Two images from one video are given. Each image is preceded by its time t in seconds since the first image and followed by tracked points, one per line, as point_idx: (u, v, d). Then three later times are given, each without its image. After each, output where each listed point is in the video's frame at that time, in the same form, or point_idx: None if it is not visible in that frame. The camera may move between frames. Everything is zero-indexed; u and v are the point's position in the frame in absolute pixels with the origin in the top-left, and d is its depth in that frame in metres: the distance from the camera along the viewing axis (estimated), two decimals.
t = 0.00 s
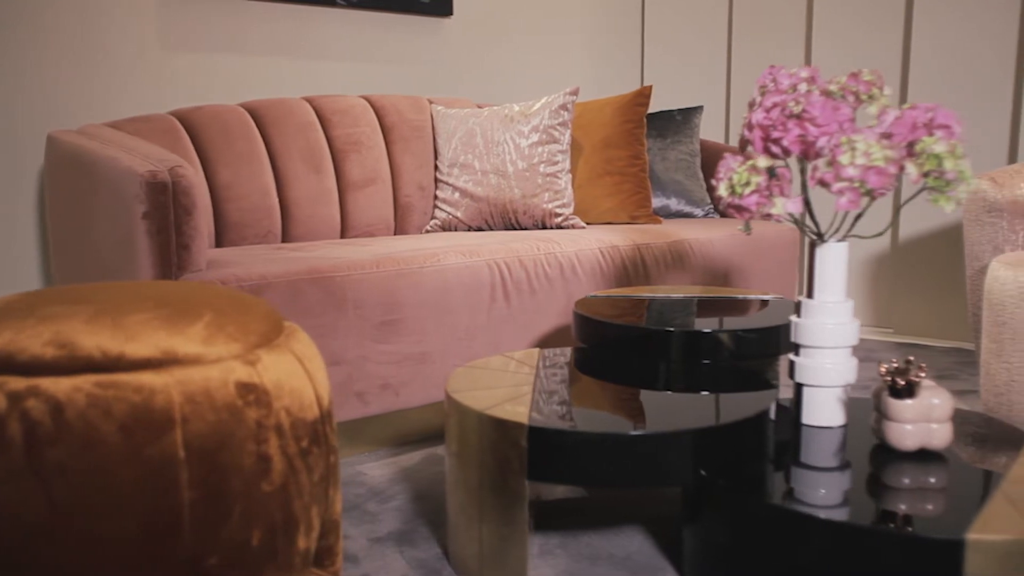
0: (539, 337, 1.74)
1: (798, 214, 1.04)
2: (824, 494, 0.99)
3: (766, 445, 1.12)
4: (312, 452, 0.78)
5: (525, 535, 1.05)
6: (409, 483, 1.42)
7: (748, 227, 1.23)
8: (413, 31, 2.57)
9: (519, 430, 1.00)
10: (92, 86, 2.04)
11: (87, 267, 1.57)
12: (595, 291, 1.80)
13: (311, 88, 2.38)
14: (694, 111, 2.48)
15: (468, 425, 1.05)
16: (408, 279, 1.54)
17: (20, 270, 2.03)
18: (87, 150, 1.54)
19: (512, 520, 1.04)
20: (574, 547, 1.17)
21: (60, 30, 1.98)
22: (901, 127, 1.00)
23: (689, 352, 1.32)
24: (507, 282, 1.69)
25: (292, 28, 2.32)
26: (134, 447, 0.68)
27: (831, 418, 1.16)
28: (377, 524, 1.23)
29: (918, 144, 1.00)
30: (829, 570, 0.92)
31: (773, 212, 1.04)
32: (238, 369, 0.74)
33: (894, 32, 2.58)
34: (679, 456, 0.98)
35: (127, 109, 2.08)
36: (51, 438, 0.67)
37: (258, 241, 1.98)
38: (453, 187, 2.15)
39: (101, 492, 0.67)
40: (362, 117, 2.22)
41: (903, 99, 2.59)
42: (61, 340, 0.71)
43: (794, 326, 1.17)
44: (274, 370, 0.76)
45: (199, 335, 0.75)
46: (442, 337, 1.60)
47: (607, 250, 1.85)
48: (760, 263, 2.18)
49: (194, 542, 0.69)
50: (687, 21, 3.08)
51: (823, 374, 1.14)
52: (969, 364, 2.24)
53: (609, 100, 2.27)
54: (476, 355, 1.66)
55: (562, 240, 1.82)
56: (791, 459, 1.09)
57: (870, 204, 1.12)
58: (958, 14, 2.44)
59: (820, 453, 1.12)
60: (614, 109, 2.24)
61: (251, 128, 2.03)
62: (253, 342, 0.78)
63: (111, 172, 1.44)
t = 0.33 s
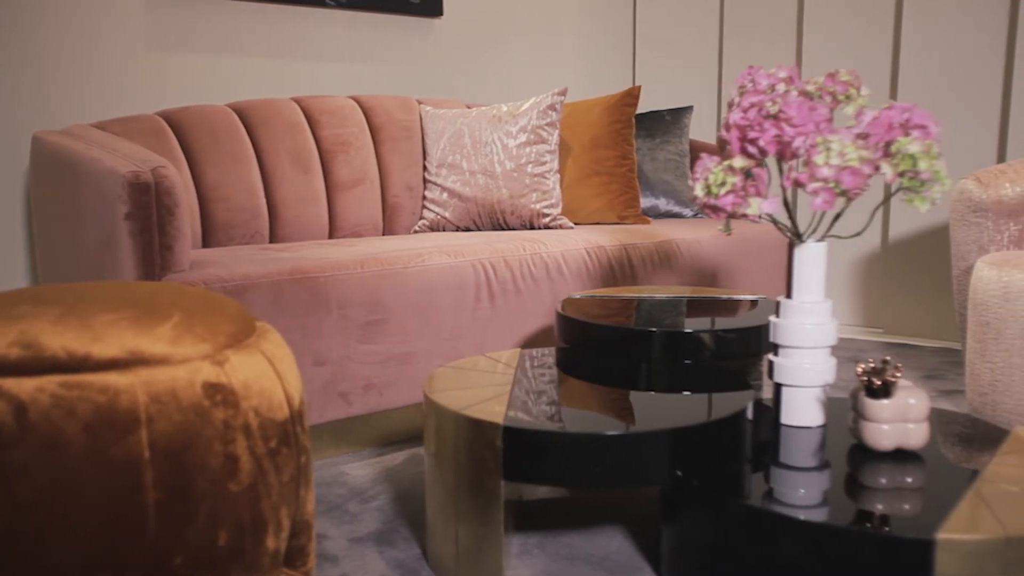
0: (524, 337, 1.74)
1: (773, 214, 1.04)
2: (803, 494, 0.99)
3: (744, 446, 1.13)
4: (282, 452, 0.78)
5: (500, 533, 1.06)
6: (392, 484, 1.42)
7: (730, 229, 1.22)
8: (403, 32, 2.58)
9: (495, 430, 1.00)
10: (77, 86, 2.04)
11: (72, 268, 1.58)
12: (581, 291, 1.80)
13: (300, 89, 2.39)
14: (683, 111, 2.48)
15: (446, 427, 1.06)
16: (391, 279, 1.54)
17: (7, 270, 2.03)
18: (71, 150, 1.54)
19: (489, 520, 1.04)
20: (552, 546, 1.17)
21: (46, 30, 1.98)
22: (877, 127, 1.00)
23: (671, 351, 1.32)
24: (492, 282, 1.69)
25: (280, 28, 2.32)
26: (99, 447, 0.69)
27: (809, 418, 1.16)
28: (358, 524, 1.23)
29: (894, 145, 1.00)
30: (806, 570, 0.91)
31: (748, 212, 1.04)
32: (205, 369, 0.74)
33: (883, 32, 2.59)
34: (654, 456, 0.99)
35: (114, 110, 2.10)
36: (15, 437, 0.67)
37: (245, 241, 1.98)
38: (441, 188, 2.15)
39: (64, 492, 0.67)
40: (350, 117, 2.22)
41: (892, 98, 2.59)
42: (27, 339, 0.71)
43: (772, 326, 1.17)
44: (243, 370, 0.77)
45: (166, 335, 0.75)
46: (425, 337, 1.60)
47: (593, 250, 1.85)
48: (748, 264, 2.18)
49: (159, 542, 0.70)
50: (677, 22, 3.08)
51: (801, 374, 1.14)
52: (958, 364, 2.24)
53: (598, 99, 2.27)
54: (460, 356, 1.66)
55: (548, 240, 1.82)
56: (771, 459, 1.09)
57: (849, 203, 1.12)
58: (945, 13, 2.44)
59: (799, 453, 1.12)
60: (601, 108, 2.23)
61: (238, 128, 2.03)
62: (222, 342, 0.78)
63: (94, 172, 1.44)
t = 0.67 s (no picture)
0: (506, 338, 1.75)
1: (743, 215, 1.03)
2: (778, 494, 0.99)
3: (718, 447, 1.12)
4: (244, 452, 0.78)
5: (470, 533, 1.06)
6: (370, 484, 1.42)
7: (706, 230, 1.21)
8: (390, 33, 2.58)
9: (464, 430, 1.00)
10: (61, 87, 2.04)
11: (52, 269, 1.57)
12: (564, 291, 1.80)
13: (286, 89, 2.39)
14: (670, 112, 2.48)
15: (416, 427, 1.06)
16: (372, 280, 1.55)
17: None
18: (50, 150, 1.54)
19: (459, 520, 1.05)
20: (526, 547, 1.17)
21: (30, 31, 1.98)
22: (847, 128, 1.00)
23: (648, 351, 1.32)
24: (474, 282, 1.69)
25: (266, 29, 2.32)
26: (55, 448, 0.68)
27: (782, 418, 1.16)
28: (334, 525, 1.23)
29: (864, 145, 1.00)
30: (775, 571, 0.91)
31: (718, 212, 1.03)
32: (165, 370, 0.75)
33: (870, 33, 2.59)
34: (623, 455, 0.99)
35: (98, 111, 2.10)
36: None
37: (229, 241, 1.98)
38: (426, 189, 2.15)
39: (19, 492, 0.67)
40: (336, 118, 2.22)
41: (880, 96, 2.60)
42: None
43: (746, 326, 1.17)
44: (203, 370, 0.77)
45: (126, 336, 0.75)
46: (406, 338, 1.60)
47: (575, 251, 1.85)
48: (733, 265, 2.18)
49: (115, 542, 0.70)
50: (666, 24, 3.08)
51: (775, 375, 1.14)
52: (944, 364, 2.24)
53: (584, 99, 2.26)
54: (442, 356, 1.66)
55: (531, 241, 1.82)
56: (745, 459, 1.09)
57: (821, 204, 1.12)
58: (932, 12, 2.45)
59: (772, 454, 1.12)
60: (587, 109, 2.23)
61: (222, 128, 2.03)
62: (183, 343, 0.79)
63: (73, 172, 1.44)
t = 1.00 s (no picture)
0: (485, 338, 1.75)
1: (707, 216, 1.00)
2: (748, 494, 0.98)
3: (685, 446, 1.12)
4: (198, 452, 0.79)
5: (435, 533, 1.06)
6: (345, 484, 1.42)
7: (676, 230, 1.21)
8: (374, 33, 2.58)
9: (427, 430, 1.01)
10: (41, 87, 2.04)
11: (27, 268, 1.57)
12: (543, 290, 1.80)
13: (271, 90, 2.39)
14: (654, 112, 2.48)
15: (382, 428, 1.06)
16: (348, 280, 1.55)
17: None
18: (25, 151, 1.54)
19: (423, 521, 1.05)
20: (495, 547, 1.17)
21: (10, 31, 1.98)
22: (813, 128, 1.00)
23: (620, 351, 1.31)
24: (452, 283, 1.69)
25: (249, 30, 2.32)
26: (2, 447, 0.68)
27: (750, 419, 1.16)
28: (305, 526, 1.23)
29: (828, 145, 1.00)
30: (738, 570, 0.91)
31: (681, 213, 0.99)
32: (116, 370, 0.75)
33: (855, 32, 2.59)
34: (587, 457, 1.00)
35: (78, 110, 2.09)
36: None
37: (210, 242, 1.98)
38: (409, 190, 2.16)
39: None
40: (318, 118, 2.22)
41: (864, 95, 2.60)
42: None
43: (714, 326, 1.17)
44: (157, 371, 0.78)
45: (77, 337, 0.76)
46: (384, 339, 1.60)
47: (555, 251, 1.85)
48: (714, 265, 2.19)
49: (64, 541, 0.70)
50: (652, 24, 3.08)
51: (744, 376, 1.14)
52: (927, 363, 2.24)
53: (567, 100, 2.26)
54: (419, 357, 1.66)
55: (510, 241, 1.82)
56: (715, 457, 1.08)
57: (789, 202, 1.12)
58: (915, 11, 2.45)
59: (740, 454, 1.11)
60: (569, 110, 2.24)
61: (203, 127, 2.04)
62: (137, 343, 0.79)
63: (47, 172, 1.44)
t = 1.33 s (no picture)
0: (460, 339, 1.75)
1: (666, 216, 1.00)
2: (712, 492, 0.98)
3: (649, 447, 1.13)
4: (146, 452, 0.79)
5: (396, 533, 1.07)
6: (315, 485, 1.42)
7: (643, 230, 1.20)
8: (356, 33, 2.58)
9: (385, 429, 1.02)
10: (20, 87, 2.04)
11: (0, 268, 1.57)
12: (519, 290, 1.80)
13: (252, 90, 2.39)
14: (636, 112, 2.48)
15: (344, 429, 1.07)
16: (320, 281, 1.55)
17: None
18: None
19: (384, 521, 1.05)
20: (460, 547, 1.17)
21: None
22: (773, 128, 1.00)
23: (589, 351, 1.32)
24: (427, 283, 1.69)
25: (230, 30, 2.32)
26: None
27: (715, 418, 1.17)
28: (272, 526, 1.24)
29: (787, 145, 1.00)
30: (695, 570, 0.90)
31: (640, 212, 0.99)
32: (62, 370, 0.74)
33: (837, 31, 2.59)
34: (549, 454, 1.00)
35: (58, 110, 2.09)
36: None
37: (188, 242, 1.98)
38: (388, 190, 2.16)
39: None
40: (297, 119, 2.21)
41: (847, 95, 2.59)
42: None
43: (679, 327, 1.17)
44: (104, 370, 0.78)
45: (22, 338, 0.75)
46: (357, 339, 1.60)
47: (532, 251, 1.85)
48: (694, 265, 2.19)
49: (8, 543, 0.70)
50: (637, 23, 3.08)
51: (708, 375, 1.14)
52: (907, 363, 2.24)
53: (547, 99, 2.26)
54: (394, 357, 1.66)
55: (486, 241, 1.82)
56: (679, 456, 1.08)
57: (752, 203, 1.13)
58: (898, 11, 2.44)
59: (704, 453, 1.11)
60: (550, 110, 2.23)
61: (181, 127, 2.04)
62: (85, 344, 0.79)
63: (17, 172, 1.44)
